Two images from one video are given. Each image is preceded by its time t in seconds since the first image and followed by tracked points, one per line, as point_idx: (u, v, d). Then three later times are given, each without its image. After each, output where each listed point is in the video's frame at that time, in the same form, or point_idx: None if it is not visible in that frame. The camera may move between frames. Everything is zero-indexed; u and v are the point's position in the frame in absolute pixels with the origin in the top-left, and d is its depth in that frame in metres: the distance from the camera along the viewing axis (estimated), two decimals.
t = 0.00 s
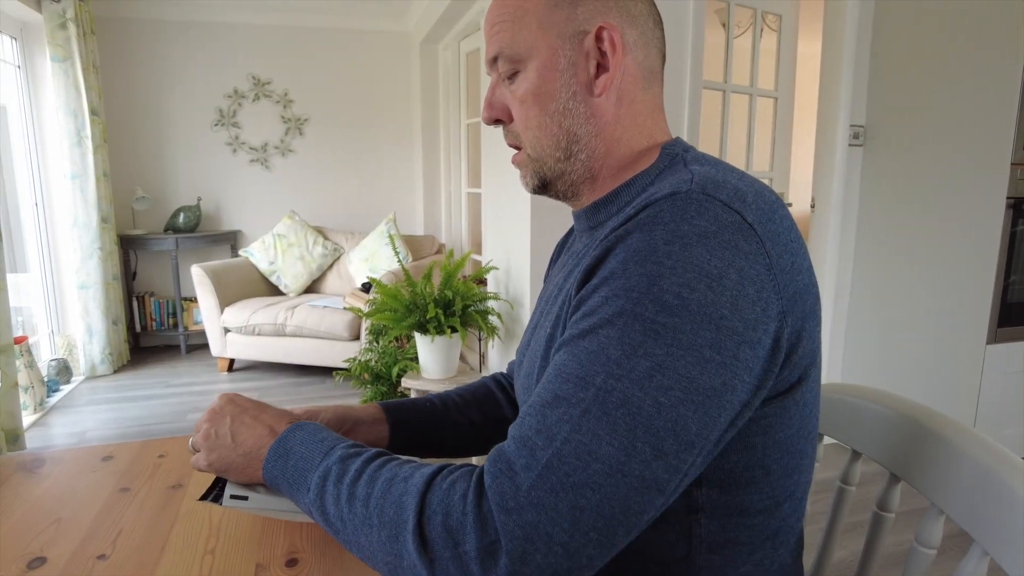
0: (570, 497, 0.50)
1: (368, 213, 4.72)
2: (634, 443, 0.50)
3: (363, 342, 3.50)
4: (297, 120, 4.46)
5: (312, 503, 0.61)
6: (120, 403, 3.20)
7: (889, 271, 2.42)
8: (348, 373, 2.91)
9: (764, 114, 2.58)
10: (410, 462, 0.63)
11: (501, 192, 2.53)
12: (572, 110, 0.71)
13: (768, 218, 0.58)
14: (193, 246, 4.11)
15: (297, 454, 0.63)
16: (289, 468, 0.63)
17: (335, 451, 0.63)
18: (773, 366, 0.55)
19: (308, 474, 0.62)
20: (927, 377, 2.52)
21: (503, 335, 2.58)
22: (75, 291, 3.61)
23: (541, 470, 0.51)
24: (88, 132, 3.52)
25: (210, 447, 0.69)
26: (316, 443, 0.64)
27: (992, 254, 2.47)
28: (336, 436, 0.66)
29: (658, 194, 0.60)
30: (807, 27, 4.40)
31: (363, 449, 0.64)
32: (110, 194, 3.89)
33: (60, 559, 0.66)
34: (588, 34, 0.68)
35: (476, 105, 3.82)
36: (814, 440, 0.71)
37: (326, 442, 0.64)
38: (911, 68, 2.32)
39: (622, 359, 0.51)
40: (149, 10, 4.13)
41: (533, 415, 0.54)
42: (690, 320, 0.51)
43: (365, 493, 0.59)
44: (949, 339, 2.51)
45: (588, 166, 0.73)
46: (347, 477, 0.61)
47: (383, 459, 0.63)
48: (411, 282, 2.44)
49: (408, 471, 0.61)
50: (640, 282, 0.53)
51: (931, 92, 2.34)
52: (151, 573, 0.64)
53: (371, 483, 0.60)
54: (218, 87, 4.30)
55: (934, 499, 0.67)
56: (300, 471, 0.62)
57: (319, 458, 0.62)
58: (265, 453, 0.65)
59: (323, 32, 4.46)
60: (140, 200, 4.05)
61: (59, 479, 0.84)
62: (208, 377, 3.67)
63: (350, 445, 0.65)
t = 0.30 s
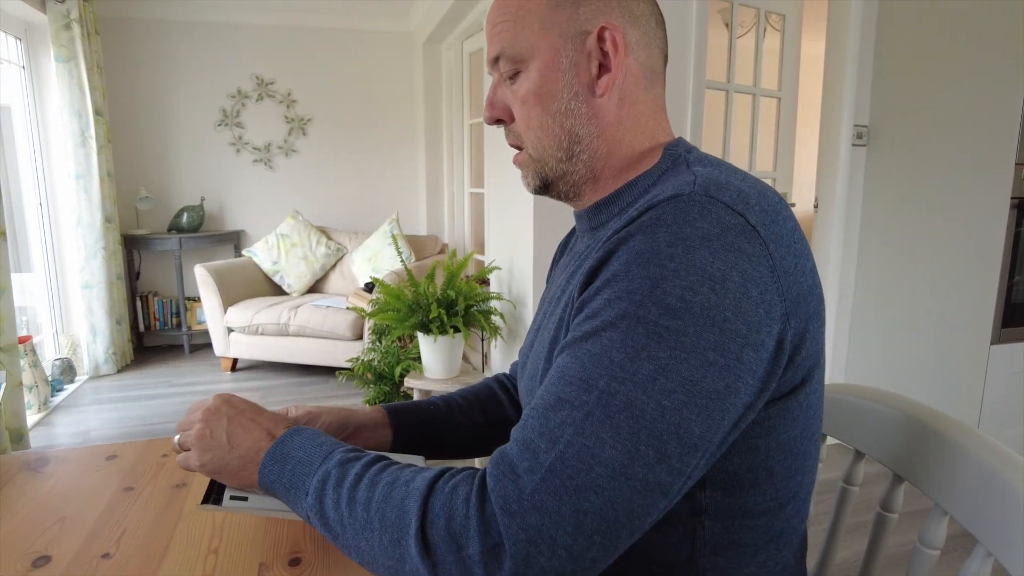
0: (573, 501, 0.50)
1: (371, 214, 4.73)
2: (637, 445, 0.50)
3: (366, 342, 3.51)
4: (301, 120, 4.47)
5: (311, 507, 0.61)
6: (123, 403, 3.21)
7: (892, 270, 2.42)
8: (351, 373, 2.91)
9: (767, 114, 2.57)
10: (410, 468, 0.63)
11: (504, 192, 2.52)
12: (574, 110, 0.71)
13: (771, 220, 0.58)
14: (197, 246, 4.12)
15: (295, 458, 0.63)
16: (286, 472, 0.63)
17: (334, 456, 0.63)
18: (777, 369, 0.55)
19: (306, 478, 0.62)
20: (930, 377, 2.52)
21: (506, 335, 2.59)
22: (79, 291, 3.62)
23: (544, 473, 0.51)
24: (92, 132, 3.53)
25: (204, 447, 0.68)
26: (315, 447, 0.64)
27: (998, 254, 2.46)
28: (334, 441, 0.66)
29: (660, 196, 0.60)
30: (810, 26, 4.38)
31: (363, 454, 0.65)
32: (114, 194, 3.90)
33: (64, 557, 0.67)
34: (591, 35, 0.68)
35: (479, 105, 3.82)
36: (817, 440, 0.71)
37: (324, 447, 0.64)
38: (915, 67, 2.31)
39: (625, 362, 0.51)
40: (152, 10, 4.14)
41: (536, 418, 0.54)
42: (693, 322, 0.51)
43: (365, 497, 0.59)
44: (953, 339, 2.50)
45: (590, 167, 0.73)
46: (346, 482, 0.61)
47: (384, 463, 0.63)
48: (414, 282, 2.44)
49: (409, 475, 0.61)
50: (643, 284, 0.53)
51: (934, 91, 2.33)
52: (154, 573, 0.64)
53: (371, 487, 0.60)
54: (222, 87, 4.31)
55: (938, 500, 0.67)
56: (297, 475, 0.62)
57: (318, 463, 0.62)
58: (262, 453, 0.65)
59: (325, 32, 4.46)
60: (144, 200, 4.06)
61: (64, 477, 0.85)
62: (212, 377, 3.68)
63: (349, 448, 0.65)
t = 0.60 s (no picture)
0: (620, 531, 0.48)
1: (374, 214, 4.73)
2: (679, 466, 0.49)
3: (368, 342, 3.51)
4: (303, 120, 4.48)
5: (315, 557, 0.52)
6: (126, 403, 3.22)
7: (895, 271, 2.41)
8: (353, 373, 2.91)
9: (770, 114, 2.57)
10: (426, 497, 0.55)
11: (507, 192, 2.52)
12: (579, 109, 0.71)
13: (775, 222, 0.58)
14: (200, 246, 4.13)
15: (283, 502, 0.52)
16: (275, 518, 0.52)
17: (331, 497, 0.53)
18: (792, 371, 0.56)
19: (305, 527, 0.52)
20: (933, 378, 2.51)
21: (509, 335, 2.58)
22: (82, 291, 3.63)
23: (587, 506, 0.49)
24: (96, 132, 3.54)
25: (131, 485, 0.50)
26: (303, 486, 0.54)
27: (1002, 254, 2.45)
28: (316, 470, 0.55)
29: (667, 202, 0.59)
30: (813, 26, 4.38)
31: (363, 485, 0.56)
32: (117, 194, 3.91)
33: (67, 556, 0.67)
34: (595, 34, 0.69)
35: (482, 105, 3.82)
36: (821, 442, 0.71)
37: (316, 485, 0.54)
38: (919, 67, 2.31)
39: (659, 381, 0.49)
40: (156, 11, 4.15)
41: (571, 447, 0.51)
42: (721, 334, 0.50)
43: (397, 549, 0.51)
44: (957, 340, 2.49)
45: (593, 167, 0.73)
46: (364, 529, 0.52)
47: (394, 497, 0.55)
48: (416, 282, 2.45)
49: (439, 519, 0.53)
50: (665, 297, 0.51)
51: (938, 91, 2.33)
52: (157, 573, 0.64)
53: (400, 535, 0.52)
54: (225, 87, 4.32)
55: (942, 502, 0.66)
56: (292, 522, 0.52)
57: (313, 509, 0.53)
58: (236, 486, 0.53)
59: (327, 32, 4.46)
60: (147, 201, 4.08)
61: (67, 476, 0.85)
62: (214, 376, 3.69)
63: (342, 477, 0.56)
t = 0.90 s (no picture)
0: (740, 542, 0.47)
1: (377, 214, 4.74)
2: (776, 463, 0.49)
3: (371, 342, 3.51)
4: (306, 120, 4.48)
5: None
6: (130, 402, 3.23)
7: (899, 271, 2.41)
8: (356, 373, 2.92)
9: (773, 114, 2.57)
10: None
11: (509, 192, 2.53)
12: (588, 111, 0.71)
13: (787, 216, 0.60)
14: (203, 245, 4.14)
15: None
16: None
17: None
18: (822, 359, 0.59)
19: None
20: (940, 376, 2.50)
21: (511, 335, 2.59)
22: (86, 290, 3.64)
23: (706, 526, 0.47)
24: (99, 132, 3.55)
25: None
26: None
27: (1006, 255, 2.45)
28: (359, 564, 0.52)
29: (692, 203, 0.59)
30: (816, 26, 4.37)
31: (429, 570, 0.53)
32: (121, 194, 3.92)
33: (71, 555, 0.67)
34: (605, 34, 0.69)
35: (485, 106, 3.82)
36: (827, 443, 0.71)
37: None
38: (922, 68, 2.31)
39: (743, 384, 0.48)
40: (159, 11, 4.16)
41: (672, 469, 0.48)
42: (784, 329, 0.51)
43: None
44: (962, 341, 2.49)
45: (601, 168, 0.74)
46: None
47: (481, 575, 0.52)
48: (419, 282, 2.46)
49: None
50: (724, 299, 0.51)
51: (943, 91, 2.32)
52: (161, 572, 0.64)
53: None
54: (228, 87, 4.33)
55: (945, 502, 0.67)
56: None
57: None
58: None
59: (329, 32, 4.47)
60: (150, 200, 4.09)
61: (72, 474, 0.86)
62: (217, 376, 3.70)
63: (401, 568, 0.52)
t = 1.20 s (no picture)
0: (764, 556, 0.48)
1: (380, 214, 4.75)
2: (800, 476, 0.49)
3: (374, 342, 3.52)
4: (310, 121, 4.49)
5: None
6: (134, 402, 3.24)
7: (900, 272, 2.41)
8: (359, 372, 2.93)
9: (775, 114, 2.57)
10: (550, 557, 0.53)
11: (511, 193, 2.53)
12: (599, 115, 0.72)
13: (799, 222, 0.61)
14: (206, 246, 4.15)
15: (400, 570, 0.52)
16: None
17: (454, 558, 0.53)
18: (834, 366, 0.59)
19: None
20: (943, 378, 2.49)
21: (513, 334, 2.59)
22: (90, 290, 3.66)
23: (735, 544, 0.47)
24: (104, 133, 3.57)
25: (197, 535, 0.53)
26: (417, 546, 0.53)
27: (1008, 255, 2.45)
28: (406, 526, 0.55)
29: (702, 209, 0.59)
30: (819, 27, 4.37)
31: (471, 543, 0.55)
32: (125, 195, 3.94)
33: (73, 553, 0.68)
34: (619, 35, 0.69)
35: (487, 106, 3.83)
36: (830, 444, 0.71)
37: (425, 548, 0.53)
38: (923, 69, 2.31)
39: (763, 395, 0.49)
40: (163, 12, 4.18)
41: (694, 484, 0.49)
42: (799, 337, 0.51)
43: None
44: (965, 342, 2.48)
45: (610, 173, 0.74)
46: None
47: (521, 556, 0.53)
48: (422, 282, 2.47)
49: None
50: (740, 308, 0.51)
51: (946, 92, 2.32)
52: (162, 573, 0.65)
53: None
54: (232, 88, 4.35)
55: (945, 501, 0.67)
56: None
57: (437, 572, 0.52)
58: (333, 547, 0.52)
59: (332, 33, 4.48)
60: (154, 201, 4.11)
61: (75, 473, 0.87)
62: (221, 375, 3.72)
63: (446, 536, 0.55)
